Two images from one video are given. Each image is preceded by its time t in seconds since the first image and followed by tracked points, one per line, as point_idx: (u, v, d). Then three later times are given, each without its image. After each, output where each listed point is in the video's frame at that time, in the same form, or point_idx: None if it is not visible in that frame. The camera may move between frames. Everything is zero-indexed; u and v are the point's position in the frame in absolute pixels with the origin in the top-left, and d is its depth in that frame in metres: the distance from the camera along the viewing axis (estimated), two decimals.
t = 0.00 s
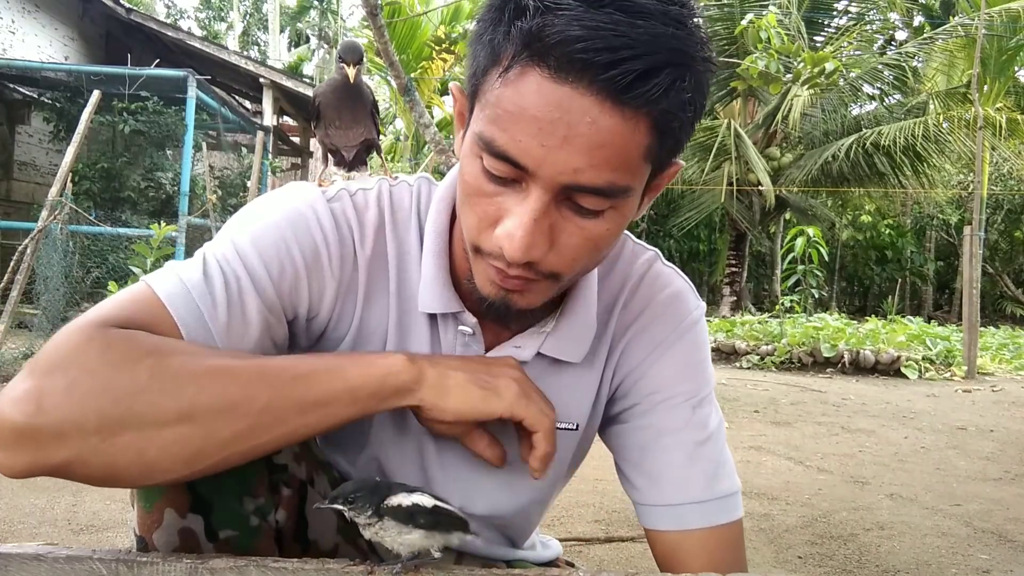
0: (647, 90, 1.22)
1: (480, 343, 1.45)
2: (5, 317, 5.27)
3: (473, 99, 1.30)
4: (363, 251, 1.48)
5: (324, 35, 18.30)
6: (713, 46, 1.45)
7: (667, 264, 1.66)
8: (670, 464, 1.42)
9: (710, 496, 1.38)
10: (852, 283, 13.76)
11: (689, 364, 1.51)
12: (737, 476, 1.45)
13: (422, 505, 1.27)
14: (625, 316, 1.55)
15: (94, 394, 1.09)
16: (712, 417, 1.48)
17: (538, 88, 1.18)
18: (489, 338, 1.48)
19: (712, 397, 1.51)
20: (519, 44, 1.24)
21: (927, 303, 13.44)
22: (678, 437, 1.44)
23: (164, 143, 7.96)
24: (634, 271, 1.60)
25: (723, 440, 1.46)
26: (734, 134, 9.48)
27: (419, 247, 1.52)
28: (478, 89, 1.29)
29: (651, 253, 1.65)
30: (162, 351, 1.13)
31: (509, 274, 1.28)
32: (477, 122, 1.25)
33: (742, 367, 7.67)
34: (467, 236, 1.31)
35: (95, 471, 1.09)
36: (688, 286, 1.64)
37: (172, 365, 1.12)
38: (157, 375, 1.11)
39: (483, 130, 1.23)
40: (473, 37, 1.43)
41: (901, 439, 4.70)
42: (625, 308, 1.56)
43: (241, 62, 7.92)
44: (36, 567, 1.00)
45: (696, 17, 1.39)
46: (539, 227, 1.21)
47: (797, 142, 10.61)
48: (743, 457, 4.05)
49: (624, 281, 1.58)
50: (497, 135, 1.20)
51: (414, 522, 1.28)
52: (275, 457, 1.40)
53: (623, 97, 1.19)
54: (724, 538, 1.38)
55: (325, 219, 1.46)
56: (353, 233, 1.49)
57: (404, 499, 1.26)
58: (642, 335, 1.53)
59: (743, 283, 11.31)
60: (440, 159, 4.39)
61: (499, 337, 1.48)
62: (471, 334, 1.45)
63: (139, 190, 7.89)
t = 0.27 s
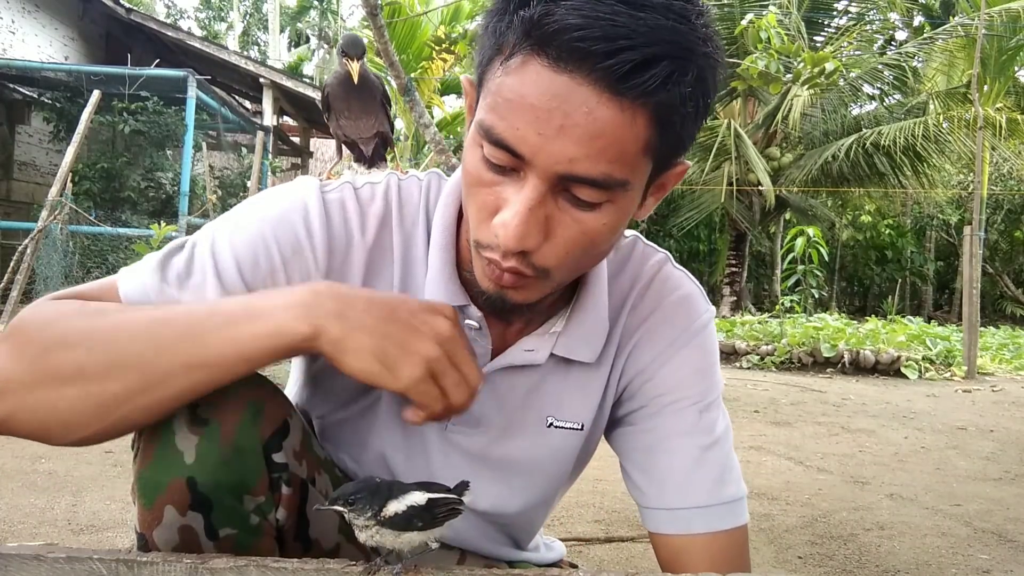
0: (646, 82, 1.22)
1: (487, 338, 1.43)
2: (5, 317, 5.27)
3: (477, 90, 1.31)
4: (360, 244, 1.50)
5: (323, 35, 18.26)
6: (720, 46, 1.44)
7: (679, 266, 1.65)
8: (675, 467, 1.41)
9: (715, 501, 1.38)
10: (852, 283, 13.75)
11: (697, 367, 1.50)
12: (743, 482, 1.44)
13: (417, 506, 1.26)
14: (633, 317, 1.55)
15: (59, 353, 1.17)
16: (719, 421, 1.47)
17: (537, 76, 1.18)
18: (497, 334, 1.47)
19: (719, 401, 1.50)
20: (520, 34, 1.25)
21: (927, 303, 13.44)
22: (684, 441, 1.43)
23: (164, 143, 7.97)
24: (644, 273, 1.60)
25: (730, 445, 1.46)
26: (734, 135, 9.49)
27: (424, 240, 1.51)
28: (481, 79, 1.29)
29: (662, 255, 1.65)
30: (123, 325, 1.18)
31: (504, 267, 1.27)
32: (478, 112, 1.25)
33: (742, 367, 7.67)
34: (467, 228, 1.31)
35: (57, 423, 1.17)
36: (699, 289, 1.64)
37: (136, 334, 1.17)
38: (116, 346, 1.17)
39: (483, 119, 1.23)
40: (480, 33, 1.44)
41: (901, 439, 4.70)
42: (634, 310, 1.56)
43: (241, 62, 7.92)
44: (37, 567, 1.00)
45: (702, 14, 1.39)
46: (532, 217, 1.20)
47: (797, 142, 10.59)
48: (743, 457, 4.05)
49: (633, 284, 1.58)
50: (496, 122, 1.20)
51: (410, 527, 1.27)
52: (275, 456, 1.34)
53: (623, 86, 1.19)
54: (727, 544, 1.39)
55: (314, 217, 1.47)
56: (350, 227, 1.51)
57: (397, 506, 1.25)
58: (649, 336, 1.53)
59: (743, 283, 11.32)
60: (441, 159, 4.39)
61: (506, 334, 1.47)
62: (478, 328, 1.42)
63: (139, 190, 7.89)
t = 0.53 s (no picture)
0: (604, 62, 1.22)
1: (481, 333, 1.44)
2: (4, 317, 5.26)
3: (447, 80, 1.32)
4: (352, 241, 1.51)
5: (323, 35, 18.26)
6: (690, 26, 1.44)
7: (677, 266, 1.65)
8: (673, 467, 1.41)
9: (714, 501, 1.37)
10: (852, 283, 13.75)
11: (696, 366, 1.50)
12: (743, 482, 1.43)
13: (417, 509, 1.26)
14: (631, 316, 1.55)
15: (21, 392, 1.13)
16: (718, 421, 1.46)
17: (496, 63, 1.18)
18: (491, 330, 1.47)
19: (718, 401, 1.49)
20: (482, 20, 1.25)
21: (927, 303, 13.44)
22: (681, 440, 1.43)
23: (164, 143, 7.96)
24: (642, 273, 1.60)
25: (730, 444, 1.45)
26: (734, 135, 9.49)
27: (419, 239, 1.54)
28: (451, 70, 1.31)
29: (661, 255, 1.65)
30: (51, 365, 1.08)
31: (476, 255, 1.28)
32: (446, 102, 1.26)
33: (742, 367, 7.67)
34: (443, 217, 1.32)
35: (48, 450, 1.20)
36: (698, 290, 1.64)
37: (67, 379, 1.08)
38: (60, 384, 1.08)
39: (448, 109, 1.24)
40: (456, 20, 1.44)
41: (901, 439, 4.70)
42: (632, 308, 1.56)
43: (241, 62, 7.92)
44: (36, 567, 1.00)
45: None
46: (496, 204, 1.21)
47: (797, 143, 10.58)
48: (743, 457, 4.05)
49: (631, 283, 1.58)
50: (459, 111, 1.21)
51: (412, 531, 1.26)
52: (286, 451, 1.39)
53: (582, 67, 1.19)
54: (728, 545, 1.38)
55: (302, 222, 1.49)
56: (341, 226, 1.52)
57: (397, 509, 1.24)
58: (647, 335, 1.53)
59: (743, 283, 11.32)
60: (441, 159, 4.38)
61: (502, 332, 1.48)
62: (471, 324, 1.43)
63: (139, 190, 7.89)
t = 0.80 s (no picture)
0: (564, 50, 1.23)
1: (472, 332, 1.44)
2: (4, 318, 5.27)
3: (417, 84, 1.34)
4: (347, 241, 1.52)
5: (323, 35, 18.25)
6: (654, 16, 1.45)
7: (672, 264, 1.63)
8: (666, 465, 1.40)
9: (706, 498, 1.37)
10: (852, 282, 13.76)
11: (691, 364, 1.48)
12: (737, 480, 1.43)
13: (416, 511, 1.25)
14: (624, 314, 1.53)
15: (29, 412, 1.18)
16: (712, 419, 1.45)
17: (459, 59, 1.20)
18: (484, 328, 1.47)
19: (714, 399, 1.48)
20: (443, 22, 1.28)
21: (927, 303, 13.43)
22: (674, 438, 1.42)
23: (164, 143, 7.97)
24: (634, 271, 1.58)
25: (723, 442, 1.44)
26: (734, 135, 9.49)
27: (411, 236, 1.55)
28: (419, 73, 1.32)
29: (655, 252, 1.63)
30: (64, 387, 1.15)
31: (456, 254, 1.28)
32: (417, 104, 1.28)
33: (742, 367, 7.67)
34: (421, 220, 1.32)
35: (46, 461, 1.23)
36: (693, 287, 1.62)
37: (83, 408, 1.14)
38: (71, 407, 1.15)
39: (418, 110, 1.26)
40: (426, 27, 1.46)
41: (901, 439, 4.70)
42: (625, 306, 1.54)
43: (241, 62, 7.92)
44: (36, 567, 1.00)
45: None
46: (471, 200, 1.21)
47: (797, 143, 10.59)
48: (743, 457, 4.05)
49: (624, 281, 1.57)
50: (429, 109, 1.22)
51: (410, 534, 1.25)
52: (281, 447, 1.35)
53: (543, 55, 1.20)
54: (722, 543, 1.37)
55: (298, 221, 1.50)
56: (337, 225, 1.53)
57: (397, 510, 1.24)
58: (640, 333, 1.51)
59: (743, 283, 11.32)
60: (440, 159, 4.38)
61: (495, 329, 1.48)
62: (463, 322, 1.44)
63: (139, 190, 7.89)
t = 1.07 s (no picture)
0: (556, 50, 1.23)
1: (468, 332, 1.44)
2: (4, 317, 5.28)
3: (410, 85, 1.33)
4: (341, 242, 1.53)
5: (323, 35, 18.23)
6: (644, 14, 1.46)
7: (667, 263, 1.63)
8: (662, 464, 1.40)
9: (702, 498, 1.36)
10: (852, 283, 13.75)
11: (688, 363, 1.48)
12: (733, 479, 1.43)
13: (419, 514, 1.25)
14: (620, 314, 1.53)
15: (29, 425, 1.19)
16: (708, 418, 1.45)
17: (452, 60, 1.20)
18: (479, 328, 1.47)
19: (710, 398, 1.47)
20: (433, 23, 1.28)
21: (927, 303, 13.43)
22: (670, 437, 1.42)
23: (164, 143, 7.97)
24: (630, 270, 1.58)
25: (720, 440, 1.44)
26: (734, 135, 9.48)
27: (405, 236, 1.55)
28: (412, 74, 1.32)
29: (650, 252, 1.63)
30: (59, 399, 1.16)
31: (453, 254, 1.27)
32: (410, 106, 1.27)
33: (742, 367, 7.67)
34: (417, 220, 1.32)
35: (55, 471, 1.26)
36: (689, 286, 1.62)
37: (78, 415, 1.15)
38: (67, 418, 1.16)
39: (412, 113, 1.25)
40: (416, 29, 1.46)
41: (901, 439, 4.70)
42: (621, 305, 1.54)
43: (241, 62, 7.92)
44: (36, 567, 1.00)
45: None
46: (467, 200, 1.20)
47: (797, 143, 10.60)
48: (743, 457, 4.05)
49: (620, 280, 1.57)
50: (422, 111, 1.22)
51: (411, 536, 1.25)
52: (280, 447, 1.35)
53: (536, 55, 1.20)
54: (719, 542, 1.37)
55: (290, 223, 1.50)
56: (330, 227, 1.54)
57: (402, 512, 1.24)
58: (636, 332, 1.51)
59: (743, 283, 11.32)
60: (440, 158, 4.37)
61: (491, 329, 1.48)
62: (457, 322, 1.44)
63: (139, 190, 7.89)
